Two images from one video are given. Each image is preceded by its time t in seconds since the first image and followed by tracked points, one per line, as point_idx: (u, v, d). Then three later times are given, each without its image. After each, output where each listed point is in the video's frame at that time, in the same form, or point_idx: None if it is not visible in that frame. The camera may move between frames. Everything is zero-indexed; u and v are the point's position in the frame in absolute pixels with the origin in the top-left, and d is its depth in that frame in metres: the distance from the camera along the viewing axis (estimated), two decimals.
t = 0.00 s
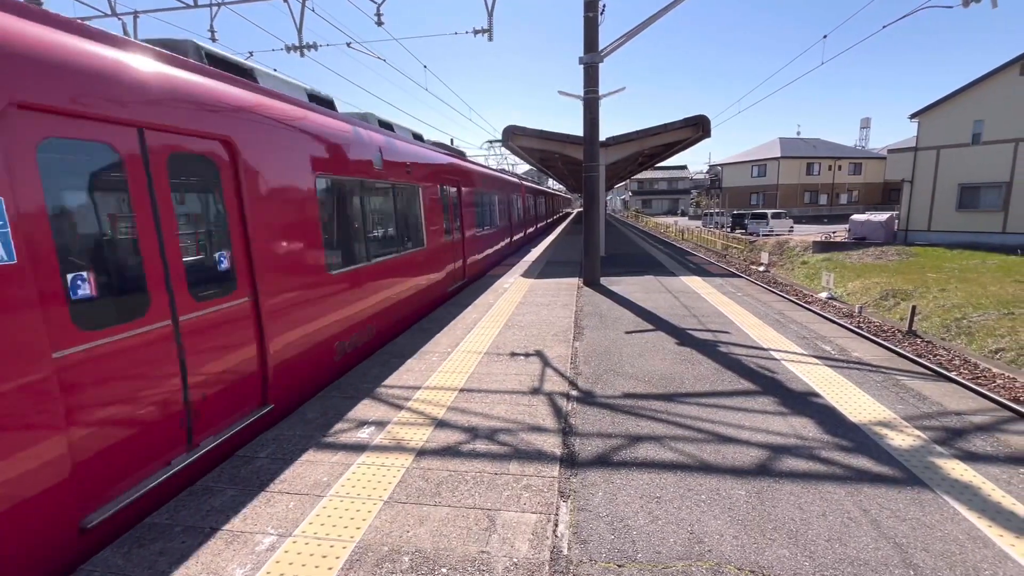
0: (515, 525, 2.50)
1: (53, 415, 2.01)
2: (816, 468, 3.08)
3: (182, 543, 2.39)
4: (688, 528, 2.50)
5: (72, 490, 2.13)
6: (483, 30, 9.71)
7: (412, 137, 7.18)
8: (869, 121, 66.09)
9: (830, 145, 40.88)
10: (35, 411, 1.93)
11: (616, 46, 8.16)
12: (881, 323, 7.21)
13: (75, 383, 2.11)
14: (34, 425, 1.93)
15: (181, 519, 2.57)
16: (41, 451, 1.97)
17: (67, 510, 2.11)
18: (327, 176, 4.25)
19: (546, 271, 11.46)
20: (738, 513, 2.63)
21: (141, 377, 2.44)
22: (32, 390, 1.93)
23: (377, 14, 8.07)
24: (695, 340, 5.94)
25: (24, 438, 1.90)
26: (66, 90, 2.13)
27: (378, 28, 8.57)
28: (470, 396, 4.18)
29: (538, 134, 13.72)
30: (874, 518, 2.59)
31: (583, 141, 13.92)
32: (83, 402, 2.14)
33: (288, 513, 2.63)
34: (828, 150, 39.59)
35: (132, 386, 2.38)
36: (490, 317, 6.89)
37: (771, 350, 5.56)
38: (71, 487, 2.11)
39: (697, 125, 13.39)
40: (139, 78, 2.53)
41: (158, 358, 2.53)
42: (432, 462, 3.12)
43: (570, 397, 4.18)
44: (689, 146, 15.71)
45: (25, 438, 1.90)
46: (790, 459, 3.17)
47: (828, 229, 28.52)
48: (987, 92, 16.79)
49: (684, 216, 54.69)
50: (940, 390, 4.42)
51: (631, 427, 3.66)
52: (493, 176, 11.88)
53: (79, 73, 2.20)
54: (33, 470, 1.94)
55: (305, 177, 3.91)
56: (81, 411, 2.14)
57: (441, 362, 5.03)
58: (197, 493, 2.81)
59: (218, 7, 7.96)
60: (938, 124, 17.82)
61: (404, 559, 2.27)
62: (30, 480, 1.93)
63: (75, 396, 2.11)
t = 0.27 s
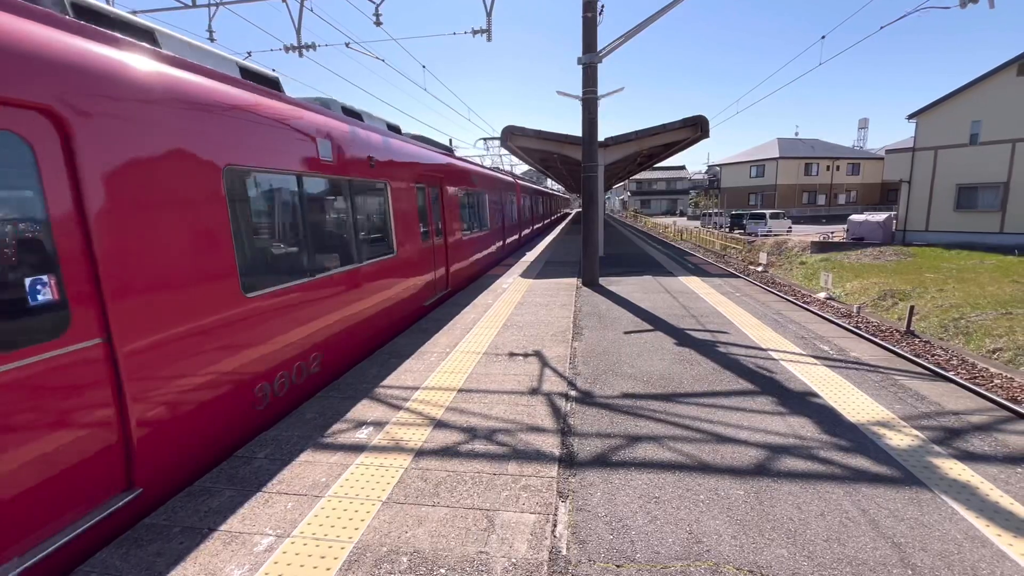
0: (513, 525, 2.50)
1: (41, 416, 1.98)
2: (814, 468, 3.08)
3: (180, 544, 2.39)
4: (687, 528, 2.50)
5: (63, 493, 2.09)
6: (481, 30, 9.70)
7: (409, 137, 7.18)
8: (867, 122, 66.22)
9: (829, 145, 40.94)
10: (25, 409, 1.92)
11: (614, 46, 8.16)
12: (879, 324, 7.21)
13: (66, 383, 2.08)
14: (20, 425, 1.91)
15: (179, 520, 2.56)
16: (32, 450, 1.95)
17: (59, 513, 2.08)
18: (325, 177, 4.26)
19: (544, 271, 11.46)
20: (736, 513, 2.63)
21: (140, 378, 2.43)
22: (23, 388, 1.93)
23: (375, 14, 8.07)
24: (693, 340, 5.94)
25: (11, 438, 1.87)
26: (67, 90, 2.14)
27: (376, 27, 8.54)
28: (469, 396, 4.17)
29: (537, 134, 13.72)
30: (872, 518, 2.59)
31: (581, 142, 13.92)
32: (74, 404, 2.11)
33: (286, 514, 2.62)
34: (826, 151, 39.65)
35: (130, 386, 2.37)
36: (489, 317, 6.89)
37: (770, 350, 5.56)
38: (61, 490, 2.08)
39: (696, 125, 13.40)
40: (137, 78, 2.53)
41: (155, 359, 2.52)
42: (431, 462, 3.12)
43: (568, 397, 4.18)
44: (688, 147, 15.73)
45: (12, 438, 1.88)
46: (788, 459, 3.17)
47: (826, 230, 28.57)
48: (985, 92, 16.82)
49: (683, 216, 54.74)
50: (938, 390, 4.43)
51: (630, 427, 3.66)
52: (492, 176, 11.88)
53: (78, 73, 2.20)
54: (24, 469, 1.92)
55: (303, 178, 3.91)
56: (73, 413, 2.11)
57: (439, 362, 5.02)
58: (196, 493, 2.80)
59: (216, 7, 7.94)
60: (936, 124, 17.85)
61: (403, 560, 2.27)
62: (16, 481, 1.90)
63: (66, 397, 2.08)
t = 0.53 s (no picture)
0: (513, 526, 2.50)
1: (49, 416, 2.00)
2: (812, 468, 3.08)
3: (179, 545, 2.39)
4: (685, 529, 2.51)
5: (68, 493, 2.12)
6: (480, 30, 9.69)
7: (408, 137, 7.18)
8: (865, 123, 66.36)
9: (827, 146, 41.01)
10: (31, 410, 1.94)
11: (613, 47, 8.18)
12: (878, 324, 7.22)
13: (74, 385, 2.10)
14: (29, 425, 1.93)
15: (178, 521, 2.56)
16: (38, 451, 1.97)
17: (64, 513, 2.10)
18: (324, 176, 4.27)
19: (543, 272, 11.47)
20: (735, 513, 2.64)
21: (141, 379, 2.43)
22: (29, 390, 1.94)
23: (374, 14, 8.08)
24: (692, 341, 5.95)
25: (21, 438, 1.90)
26: (65, 93, 2.14)
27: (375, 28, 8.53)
28: (468, 397, 4.17)
29: (536, 134, 13.73)
30: (870, 518, 2.59)
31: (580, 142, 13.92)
32: (82, 404, 2.13)
33: (285, 515, 2.62)
34: (825, 151, 39.71)
35: (131, 387, 2.37)
36: (488, 318, 6.90)
37: (768, 350, 5.56)
38: (68, 489, 2.11)
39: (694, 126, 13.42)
40: (137, 80, 2.53)
41: (156, 360, 2.52)
42: (430, 463, 3.12)
43: (568, 398, 4.18)
44: (686, 147, 15.75)
45: (22, 438, 1.90)
46: (787, 459, 3.18)
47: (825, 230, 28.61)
48: (982, 93, 16.86)
49: (682, 217, 54.78)
50: (936, 390, 4.44)
51: (629, 427, 3.67)
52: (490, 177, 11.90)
53: (76, 74, 2.20)
54: (29, 470, 1.94)
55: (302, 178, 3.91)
56: (81, 413, 2.13)
57: (439, 363, 5.02)
58: (195, 494, 2.80)
59: (215, 8, 7.93)
60: (934, 125, 17.88)
61: (402, 560, 2.27)
62: (24, 482, 1.93)
63: (73, 398, 2.10)
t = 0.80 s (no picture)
0: (512, 527, 2.50)
1: (50, 418, 2.00)
2: (812, 469, 3.09)
3: (179, 547, 2.38)
4: (685, 530, 2.51)
5: (67, 496, 2.12)
6: (479, 32, 9.70)
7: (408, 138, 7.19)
8: (863, 124, 66.52)
9: (826, 147, 41.10)
10: (32, 414, 1.94)
11: (612, 49, 8.20)
12: (877, 325, 7.23)
13: (74, 387, 2.10)
14: (30, 427, 1.93)
15: (178, 522, 2.56)
16: (39, 454, 1.97)
17: (63, 515, 2.10)
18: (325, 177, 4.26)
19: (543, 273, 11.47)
20: (734, 514, 2.64)
21: (141, 381, 2.43)
22: (30, 393, 1.94)
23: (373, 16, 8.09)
24: (691, 342, 5.96)
25: (23, 440, 1.90)
26: (67, 95, 2.14)
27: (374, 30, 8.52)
28: (467, 398, 4.18)
29: (535, 135, 13.76)
30: (869, 519, 2.60)
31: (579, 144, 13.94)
32: (82, 406, 2.13)
33: (285, 516, 2.62)
34: (824, 153, 39.78)
35: (131, 389, 2.37)
36: (487, 319, 6.90)
37: (768, 351, 5.57)
38: (67, 492, 2.11)
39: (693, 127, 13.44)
40: (138, 81, 2.53)
41: (156, 362, 2.52)
42: (430, 464, 3.12)
43: (567, 399, 4.19)
44: (685, 149, 15.77)
45: (23, 441, 1.90)
46: (786, 460, 3.19)
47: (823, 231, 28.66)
48: (981, 95, 16.90)
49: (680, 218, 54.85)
50: (934, 391, 4.45)
51: (628, 428, 3.67)
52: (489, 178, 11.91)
53: (78, 76, 2.20)
54: (29, 473, 1.94)
55: (303, 178, 3.91)
56: (81, 415, 2.13)
57: (438, 364, 5.03)
58: (194, 496, 2.80)
59: (215, 9, 7.93)
60: (933, 126, 17.92)
61: (402, 561, 2.27)
62: (23, 484, 1.93)
63: (74, 400, 2.10)
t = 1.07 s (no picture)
0: (512, 529, 2.50)
1: (50, 420, 2.00)
2: (811, 471, 3.08)
3: (177, 549, 2.38)
4: (685, 531, 2.51)
5: (66, 498, 2.11)
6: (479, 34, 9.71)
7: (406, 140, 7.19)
8: (862, 126, 66.79)
9: (824, 149, 41.18)
10: (33, 415, 1.93)
11: (611, 50, 8.22)
12: (876, 326, 7.23)
13: (75, 389, 2.10)
14: (30, 428, 1.92)
15: (177, 524, 2.55)
16: (39, 456, 1.96)
17: (62, 517, 2.10)
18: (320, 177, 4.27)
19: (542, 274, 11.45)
20: (734, 516, 2.64)
21: (142, 383, 2.43)
22: (31, 395, 1.93)
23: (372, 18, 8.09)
24: (690, 343, 5.97)
25: (22, 441, 1.89)
26: (67, 95, 2.15)
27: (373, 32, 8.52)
28: (467, 399, 4.17)
29: (534, 136, 13.77)
30: (869, 521, 2.60)
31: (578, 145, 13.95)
32: (83, 407, 2.13)
33: (283, 518, 2.62)
34: (823, 154, 39.86)
35: (132, 391, 2.37)
36: (487, 321, 6.89)
37: (767, 353, 5.57)
38: (66, 494, 2.10)
39: (692, 129, 13.46)
40: (138, 82, 2.53)
41: (157, 362, 2.52)
42: (429, 466, 3.12)
43: (567, 401, 4.18)
44: (684, 150, 15.80)
45: (22, 443, 1.89)
46: (785, 462, 3.18)
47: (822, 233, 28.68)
48: (979, 96, 16.95)
49: (679, 219, 54.90)
50: (934, 392, 4.45)
51: (628, 430, 3.67)
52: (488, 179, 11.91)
53: (77, 76, 2.21)
54: (29, 475, 1.93)
55: (300, 179, 3.92)
56: (82, 417, 2.12)
57: (438, 366, 5.02)
58: (192, 498, 2.79)
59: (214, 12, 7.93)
60: (931, 128, 17.94)
61: (401, 564, 2.27)
62: (23, 486, 1.92)
63: (74, 402, 2.09)
